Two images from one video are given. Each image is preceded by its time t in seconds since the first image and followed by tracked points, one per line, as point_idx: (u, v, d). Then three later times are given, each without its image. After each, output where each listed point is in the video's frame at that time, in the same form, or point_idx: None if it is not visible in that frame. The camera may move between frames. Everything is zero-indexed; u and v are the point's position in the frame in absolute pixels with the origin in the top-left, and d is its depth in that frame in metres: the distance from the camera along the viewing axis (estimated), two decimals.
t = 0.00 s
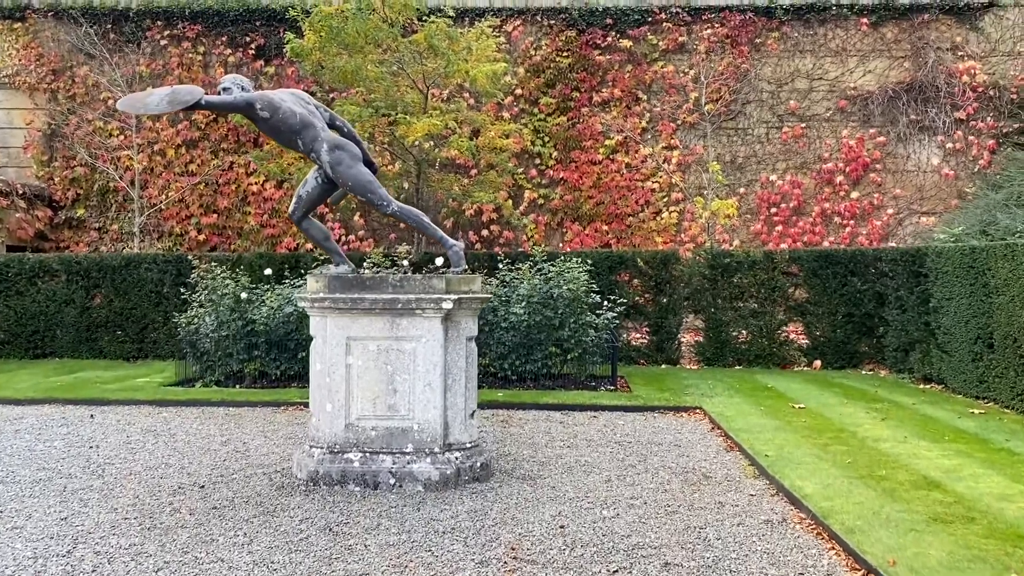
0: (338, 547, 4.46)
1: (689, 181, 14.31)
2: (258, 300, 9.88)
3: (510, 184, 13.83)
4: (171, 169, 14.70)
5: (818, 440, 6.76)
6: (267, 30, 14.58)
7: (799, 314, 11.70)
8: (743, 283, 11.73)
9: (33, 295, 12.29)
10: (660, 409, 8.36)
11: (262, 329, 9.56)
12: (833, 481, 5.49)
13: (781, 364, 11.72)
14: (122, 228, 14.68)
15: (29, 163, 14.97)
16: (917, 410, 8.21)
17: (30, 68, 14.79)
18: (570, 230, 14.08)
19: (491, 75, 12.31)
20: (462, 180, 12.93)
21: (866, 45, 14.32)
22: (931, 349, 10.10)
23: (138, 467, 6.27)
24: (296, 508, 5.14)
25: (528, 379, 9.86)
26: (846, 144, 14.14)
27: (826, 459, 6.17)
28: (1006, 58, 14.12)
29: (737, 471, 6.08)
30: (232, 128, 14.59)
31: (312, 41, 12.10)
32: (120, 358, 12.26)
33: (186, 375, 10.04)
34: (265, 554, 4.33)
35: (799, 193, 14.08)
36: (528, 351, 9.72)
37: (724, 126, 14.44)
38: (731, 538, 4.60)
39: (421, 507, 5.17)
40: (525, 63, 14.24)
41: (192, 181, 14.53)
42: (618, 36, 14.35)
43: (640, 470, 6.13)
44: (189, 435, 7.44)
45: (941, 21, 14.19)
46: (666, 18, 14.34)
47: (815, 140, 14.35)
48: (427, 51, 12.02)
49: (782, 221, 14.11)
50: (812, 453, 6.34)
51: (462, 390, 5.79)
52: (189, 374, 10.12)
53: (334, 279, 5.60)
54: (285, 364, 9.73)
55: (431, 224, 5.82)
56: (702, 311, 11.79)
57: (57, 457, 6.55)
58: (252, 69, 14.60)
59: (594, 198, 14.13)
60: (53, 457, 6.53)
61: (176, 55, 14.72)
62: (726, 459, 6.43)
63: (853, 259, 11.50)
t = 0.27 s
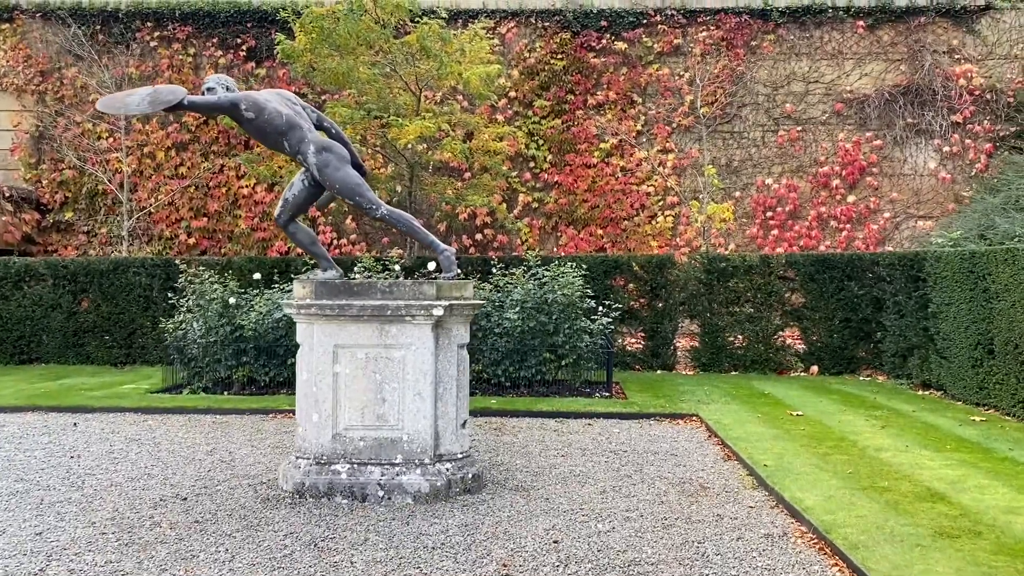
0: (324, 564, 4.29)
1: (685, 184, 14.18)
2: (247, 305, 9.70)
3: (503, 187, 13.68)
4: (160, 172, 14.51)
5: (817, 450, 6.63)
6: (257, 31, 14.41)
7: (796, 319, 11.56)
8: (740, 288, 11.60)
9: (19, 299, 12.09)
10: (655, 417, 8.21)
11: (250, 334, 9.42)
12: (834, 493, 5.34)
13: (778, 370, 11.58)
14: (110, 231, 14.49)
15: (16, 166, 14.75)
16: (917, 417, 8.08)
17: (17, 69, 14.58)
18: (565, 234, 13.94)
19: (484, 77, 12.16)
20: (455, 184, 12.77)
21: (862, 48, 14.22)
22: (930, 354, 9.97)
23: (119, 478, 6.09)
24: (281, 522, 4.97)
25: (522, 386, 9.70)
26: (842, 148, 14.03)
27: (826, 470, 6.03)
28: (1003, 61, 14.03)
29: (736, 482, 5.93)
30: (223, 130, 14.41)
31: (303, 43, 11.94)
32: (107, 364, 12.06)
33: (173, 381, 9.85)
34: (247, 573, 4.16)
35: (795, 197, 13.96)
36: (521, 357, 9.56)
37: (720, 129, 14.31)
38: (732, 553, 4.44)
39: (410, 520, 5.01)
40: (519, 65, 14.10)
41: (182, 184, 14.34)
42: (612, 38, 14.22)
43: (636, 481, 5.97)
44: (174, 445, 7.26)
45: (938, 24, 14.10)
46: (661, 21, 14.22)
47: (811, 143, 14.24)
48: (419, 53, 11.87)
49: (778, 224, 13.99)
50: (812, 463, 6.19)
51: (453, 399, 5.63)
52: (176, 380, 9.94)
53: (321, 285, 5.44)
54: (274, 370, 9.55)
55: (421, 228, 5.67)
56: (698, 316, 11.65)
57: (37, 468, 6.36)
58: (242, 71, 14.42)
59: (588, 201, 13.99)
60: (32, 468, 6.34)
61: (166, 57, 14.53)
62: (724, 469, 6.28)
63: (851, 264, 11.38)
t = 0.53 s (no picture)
0: None
1: (681, 184, 14.00)
2: (234, 305, 9.48)
3: (497, 186, 13.48)
4: (148, 170, 14.27)
5: (817, 455, 6.44)
6: (248, 28, 14.18)
7: (793, 320, 11.38)
8: (737, 289, 11.41)
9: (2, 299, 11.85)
10: (651, 420, 8.01)
11: (236, 335, 9.19)
12: (836, 501, 5.15)
13: (775, 372, 11.39)
14: (97, 230, 14.24)
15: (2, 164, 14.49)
16: (918, 421, 7.89)
17: (3, 65, 14.33)
18: (559, 234, 13.74)
19: (477, 74, 11.96)
20: (448, 182, 12.56)
21: (861, 47, 14.05)
22: (930, 357, 9.80)
23: (94, 484, 5.86)
24: (259, 531, 4.76)
25: (514, 388, 9.50)
26: (840, 147, 13.85)
27: (827, 475, 5.83)
28: (1003, 60, 13.87)
29: (734, 488, 5.74)
30: (212, 128, 14.19)
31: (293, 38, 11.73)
32: (92, 365, 11.81)
33: (158, 383, 9.62)
34: None
35: (792, 197, 13.78)
36: (514, 358, 9.36)
37: (716, 128, 14.13)
38: (731, 564, 4.23)
39: (394, 529, 4.79)
40: (513, 62, 13.91)
41: (170, 182, 14.10)
42: (608, 36, 14.04)
43: (630, 487, 5.77)
44: (154, 448, 7.03)
45: (937, 22, 13.93)
46: (657, 18, 14.04)
47: (809, 143, 14.06)
48: (412, 50, 11.67)
49: (775, 224, 13.81)
50: (812, 469, 6.00)
51: (440, 402, 5.42)
52: (160, 382, 9.69)
53: (304, 284, 5.23)
54: (261, 372, 9.33)
55: (409, 224, 5.46)
56: (694, 317, 11.46)
57: (9, 473, 6.11)
58: (232, 68, 14.20)
59: (583, 201, 13.80)
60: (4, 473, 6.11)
61: (155, 53, 14.29)
62: (721, 474, 6.08)
63: (849, 264, 11.20)
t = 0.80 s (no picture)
0: None
1: (682, 192, 13.80)
2: (226, 318, 9.26)
3: (496, 195, 13.27)
4: (143, 179, 14.07)
5: (826, 473, 6.21)
6: (243, 35, 14.02)
7: (798, 331, 11.15)
8: (740, 300, 11.19)
9: None
10: (653, 436, 7.78)
11: (227, 348, 8.96)
12: (849, 524, 4.92)
13: (779, 384, 11.16)
14: (91, 240, 14.04)
15: None
16: (929, 436, 7.66)
17: None
18: (559, 243, 13.53)
19: (475, 82, 11.77)
20: (446, 191, 12.36)
21: (864, 53, 13.86)
22: (939, 369, 9.57)
23: (74, 506, 5.63)
24: (243, 558, 4.53)
25: (513, 401, 9.27)
26: (844, 155, 13.66)
27: (838, 496, 5.60)
28: (1009, 66, 13.68)
29: (741, 509, 5.50)
30: (208, 136, 14.00)
31: (288, 46, 11.55)
32: (83, 379, 11.59)
33: (148, 397, 9.40)
34: None
35: (795, 206, 13.58)
36: (512, 372, 9.14)
37: (718, 136, 13.94)
38: None
39: (384, 556, 4.56)
40: (512, 70, 13.74)
41: (165, 192, 13.91)
42: (608, 43, 13.86)
43: (633, 509, 5.54)
44: (140, 467, 6.80)
45: (942, 29, 13.75)
46: (658, 25, 13.87)
47: (812, 150, 13.86)
48: (409, 57, 11.49)
49: (778, 233, 13.60)
50: (822, 489, 5.77)
51: (434, 421, 5.20)
52: (151, 396, 9.47)
53: (292, 298, 5.02)
54: (253, 386, 9.10)
55: (401, 235, 5.25)
56: (697, 328, 11.24)
57: None
58: (228, 76, 14.02)
59: (583, 210, 13.59)
60: None
61: (149, 61, 14.12)
62: (727, 495, 5.85)
63: (855, 274, 10.98)
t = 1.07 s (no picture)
0: None
1: (684, 203, 13.61)
2: (218, 332, 9.05)
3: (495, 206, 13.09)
4: (137, 191, 13.89)
5: (838, 492, 5.97)
6: (239, 46, 13.88)
7: (803, 344, 10.92)
8: (744, 312, 10.97)
9: None
10: (657, 452, 7.55)
11: (220, 363, 8.75)
12: (864, 548, 4.68)
13: (785, 398, 10.93)
14: (84, 253, 13.84)
15: None
16: (942, 452, 7.42)
17: None
18: (559, 255, 13.33)
19: (474, 91, 11.60)
20: (444, 202, 12.17)
21: (868, 62, 13.71)
22: (949, 382, 9.35)
23: (54, 530, 5.39)
24: None
25: (512, 417, 9.04)
26: (848, 165, 13.48)
27: (851, 517, 5.36)
28: (1014, 75, 13.53)
29: (751, 531, 5.26)
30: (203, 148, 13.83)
31: (284, 55, 11.40)
32: (74, 394, 11.36)
33: (138, 413, 9.17)
34: None
35: (799, 216, 13.39)
36: (512, 386, 8.91)
37: (720, 146, 13.76)
38: None
39: None
40: (511, 80, 13.58)
41: (160, 204, 13.73)
42: (608, 52, 13.71)
43: (637, 530, 5.30)
44: (127, 487, 6.57)
45: (946, 37, 13.60)
46: (658, 34, 13.73)
47: (815, 160, 13.68)
48: (406, 66, 11.33)
49: (781, 244, 13.40)
50: (834, 509, 5.53)
51: (429, 439, 4.97)
52: (141, 413, 9.24)
53: (281, 311, 4.81)
54: (245, 402, 8.87)
55: (395, 245, 5.04)
56: (700, 341, 11.02)
57: None
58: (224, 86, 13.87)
59: (584, 221, 13.40)
60: None
61: (145, 72, 13.97)
62: (735, 515, 5.61)
63: (861, 286, 10.78)
